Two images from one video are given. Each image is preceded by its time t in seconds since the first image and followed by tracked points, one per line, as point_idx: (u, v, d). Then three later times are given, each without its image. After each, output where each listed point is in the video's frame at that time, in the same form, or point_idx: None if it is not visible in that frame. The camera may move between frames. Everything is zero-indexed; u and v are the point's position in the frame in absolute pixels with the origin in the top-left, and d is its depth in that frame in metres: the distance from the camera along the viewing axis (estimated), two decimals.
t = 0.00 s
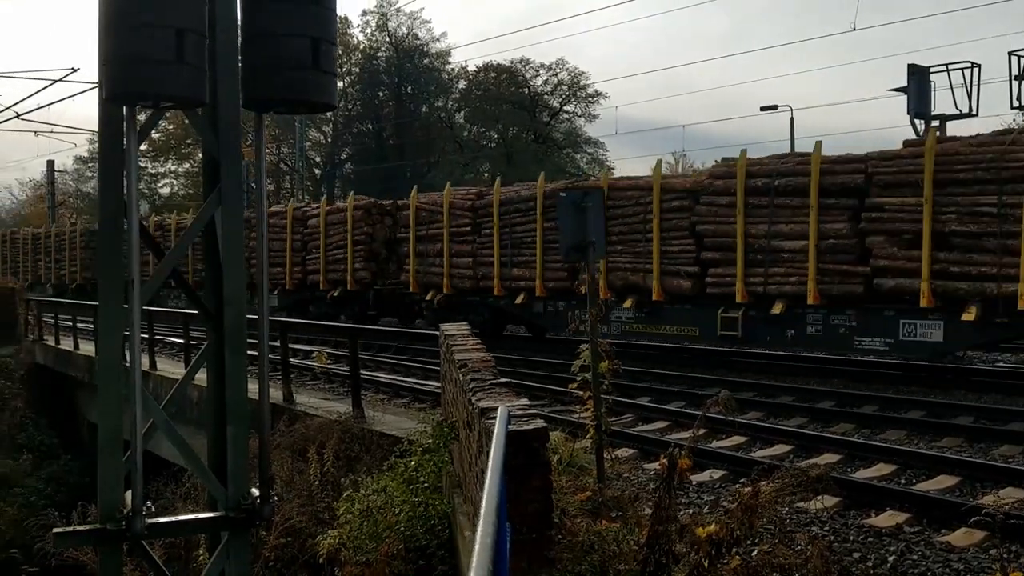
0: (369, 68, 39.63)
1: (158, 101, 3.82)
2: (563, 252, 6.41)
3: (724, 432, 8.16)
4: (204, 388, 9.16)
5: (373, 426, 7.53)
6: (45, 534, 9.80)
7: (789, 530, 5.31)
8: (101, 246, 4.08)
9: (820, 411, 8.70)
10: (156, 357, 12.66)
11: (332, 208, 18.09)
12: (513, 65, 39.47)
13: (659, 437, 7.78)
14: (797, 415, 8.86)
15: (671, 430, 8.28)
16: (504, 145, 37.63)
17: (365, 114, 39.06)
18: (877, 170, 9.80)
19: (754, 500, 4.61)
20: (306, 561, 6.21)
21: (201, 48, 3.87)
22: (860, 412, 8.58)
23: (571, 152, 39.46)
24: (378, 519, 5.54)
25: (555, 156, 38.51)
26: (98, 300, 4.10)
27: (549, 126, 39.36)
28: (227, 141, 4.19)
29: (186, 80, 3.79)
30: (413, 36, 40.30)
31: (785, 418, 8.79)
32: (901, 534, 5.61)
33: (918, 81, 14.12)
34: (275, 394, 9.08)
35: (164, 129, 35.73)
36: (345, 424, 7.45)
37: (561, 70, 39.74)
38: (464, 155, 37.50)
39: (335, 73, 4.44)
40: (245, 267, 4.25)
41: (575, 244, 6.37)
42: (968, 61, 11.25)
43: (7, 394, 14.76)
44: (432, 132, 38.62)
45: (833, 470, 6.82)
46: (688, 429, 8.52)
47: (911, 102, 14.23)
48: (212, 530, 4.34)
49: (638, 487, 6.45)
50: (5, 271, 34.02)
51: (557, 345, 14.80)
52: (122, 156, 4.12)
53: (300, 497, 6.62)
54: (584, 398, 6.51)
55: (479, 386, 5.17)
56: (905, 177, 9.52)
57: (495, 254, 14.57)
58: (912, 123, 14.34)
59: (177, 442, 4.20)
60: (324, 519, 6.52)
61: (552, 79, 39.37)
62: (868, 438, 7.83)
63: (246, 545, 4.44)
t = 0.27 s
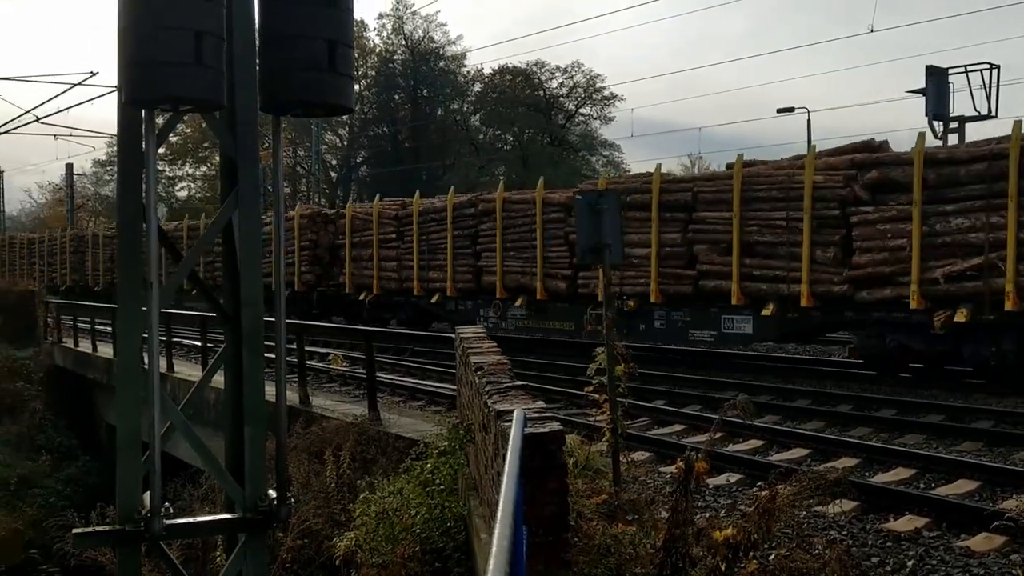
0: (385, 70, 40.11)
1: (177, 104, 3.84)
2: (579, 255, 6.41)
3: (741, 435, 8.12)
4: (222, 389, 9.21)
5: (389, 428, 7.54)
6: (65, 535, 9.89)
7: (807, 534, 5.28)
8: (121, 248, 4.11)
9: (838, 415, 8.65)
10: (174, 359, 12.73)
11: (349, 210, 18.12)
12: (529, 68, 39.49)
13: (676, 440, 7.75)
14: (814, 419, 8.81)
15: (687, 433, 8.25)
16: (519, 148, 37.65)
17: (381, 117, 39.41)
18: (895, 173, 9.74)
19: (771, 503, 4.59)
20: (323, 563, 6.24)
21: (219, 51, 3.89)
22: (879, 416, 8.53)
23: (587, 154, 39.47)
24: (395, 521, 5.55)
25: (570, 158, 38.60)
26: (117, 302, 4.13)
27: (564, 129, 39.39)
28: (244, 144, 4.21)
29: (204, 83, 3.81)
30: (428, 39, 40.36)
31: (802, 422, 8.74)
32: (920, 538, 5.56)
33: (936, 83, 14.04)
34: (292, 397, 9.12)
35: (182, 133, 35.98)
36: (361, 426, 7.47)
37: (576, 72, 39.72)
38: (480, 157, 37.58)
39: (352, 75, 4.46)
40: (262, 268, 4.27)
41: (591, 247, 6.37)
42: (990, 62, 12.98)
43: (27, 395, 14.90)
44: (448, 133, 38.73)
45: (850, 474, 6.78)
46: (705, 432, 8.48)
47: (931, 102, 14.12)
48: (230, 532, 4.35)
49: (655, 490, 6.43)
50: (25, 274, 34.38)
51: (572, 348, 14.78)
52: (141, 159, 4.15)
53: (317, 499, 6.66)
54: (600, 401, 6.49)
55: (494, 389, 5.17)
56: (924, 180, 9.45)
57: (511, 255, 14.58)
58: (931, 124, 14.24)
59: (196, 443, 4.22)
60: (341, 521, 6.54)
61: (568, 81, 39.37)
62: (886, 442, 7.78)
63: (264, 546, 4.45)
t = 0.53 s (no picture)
0: (399, 67, 39.82)
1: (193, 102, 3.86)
2: (594, 252, 6.39)
3: (756, 434, 8.10)
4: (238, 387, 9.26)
5: (404, 425, 7.56)
6: (81, 531, 9.95)
7: (823, 533, 5.26)
8: (137, 247, 4.13)
9: (853, 413, 8.61)
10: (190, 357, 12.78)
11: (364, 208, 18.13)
12: (543, 65, 39.44)
13: (691, 438, 7.74)
14: (830, 417, 8.77)
15: (702, 431, 8.23)
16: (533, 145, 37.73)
17: (394, 114, 39.11)
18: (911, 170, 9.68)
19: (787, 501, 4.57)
20: (338, 559, 6.27)
21: (235, 49, 3.90)
22: (895, 414, 8.48)
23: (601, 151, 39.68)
24: (409, 519, 5.57)
25: (584, 156, 38.63)
26: (134, 301, 4.15)
27: (578, 126, 39.46)
28: (259, 143, 4.23)
29: (221, 81, 3.82)
30: (442, 37, 40.34)
31: (818, 420, 8.70)
32: (936, 537, 5.53)
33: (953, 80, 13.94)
34: (307, 394, 9.15)
35: (197, 132, 36.13)
36: (376, 424, 7.49)
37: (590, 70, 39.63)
38: (494, 155, 37.61)
39: (367, 74, 4.47)
40: (277, 267, 4.28)
41: (606, 245, 6.36)
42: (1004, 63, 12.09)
43: (44, 392, 15.00)
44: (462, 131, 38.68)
45: (866, 472, 6.75)
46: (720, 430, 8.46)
47: (947, 100, 14.03)
48: (246, 528, 4.37)
49: (670, 488, 6.42)
50: (42, 272, 34.64)
51: (586, 346, 14.78)
52: (157, 158, 4.17)
53: (332, 496, 6.69)
54: (615, 399, 6.48)
55: (509, 387, 5.17)
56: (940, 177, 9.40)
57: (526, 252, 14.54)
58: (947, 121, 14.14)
59: (211, 440, 4.24)
60: (356, 518, 6.57)
61: (582, 79, 39.29)
62: (902, 441, 7.74)
63: (280, 543, 4.47)
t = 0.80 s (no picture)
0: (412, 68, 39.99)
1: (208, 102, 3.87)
2: (607, 252, 6.38)
3: (771, 435, 8.07)
4: (252, 388, 9.29)
5: (417, 426, 7.57)
6: (96, 530, 10.01)
7: (838, 534, 5.23)
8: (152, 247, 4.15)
9: (868, 413, 8.57)
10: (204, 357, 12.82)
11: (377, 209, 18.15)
12: (555, 65, 39.44)
13: (705, 439, 7.71)
14: (844, 418, 8.73)
15: (716, 432, 8.21)
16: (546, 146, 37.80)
17: (407, 115, 38.99)
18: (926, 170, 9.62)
19: (802, 502, 4.55)
20: (352, 559, 6.30)
21: (249, 50, 3.92)
22: (910, 415, 8.43)
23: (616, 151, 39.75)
24: (423, 519, 5.57)
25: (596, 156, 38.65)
26: (149, 300, 4.17)
27: (591, 126, 39.53)
28: (273, 143, 4.24)
29: (235, 81, 3.84)
30: (455, 38, 40.36)
31: (832, 421, 8.66)
32: (952, 539, 5.49)
33: (968, 79, 13.87)
34: (320, 394, 9.17)
35: (211, 133, 36.27)
36: (389, 424, 7.50)
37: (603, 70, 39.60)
38: (506, 156, 37.66)
39: (380, 75, 4.49)
40: (291, 267, 4.30)
41: (618, 245, 6.35)
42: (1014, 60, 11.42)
43: (59, 392, 15.09)
44: (476, 130, 38.92)
45: (881, 473, 6.70)
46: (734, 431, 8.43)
47: (963, 99, 13.94)
48: (260, 528, 4.38)
49: (684, 489, 6.40)
50: (57, 272, 34.85)
51: (599, 347, 14.76)
52: (172, 158, 4.18)
53: (346, 496, 6.70)
54: (629, 399, 6.46)
55: (522, 387, 5.17)
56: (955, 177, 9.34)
57: (539, 252, 14.53)
58: (963, 121, 14.05)
59: (226, 439, 4.26)
60: (369, 518, 6.58)
61: (594, 79, 39.29)
62: (918, 442, 7.69)
63: (294, 543, 4.48)
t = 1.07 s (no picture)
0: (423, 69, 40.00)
1: (221, 104, 3.89)
2: (618, 253, 6.37)
3: (782, 436, 8.05)
4: (264, 389, 9.33)
5: (429, 427, 7.58)
6: (109, 530, 10.07)
7: (851, 536, 5.22)
8: (165, 249, 4.17)
9: (880, 415, 8.53)
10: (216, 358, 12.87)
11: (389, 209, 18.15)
12: (566, 66, 39.44)
13: (717, 441, 7.69)
14: (857, 419, 8.70)
15: (728, 434, 8.19)
16: (557, 147, 37.78)
17: (418, 117, 38.94)
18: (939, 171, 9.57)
19: (815, 504, 4.53)
20: (364, 560, 6.33)
21: (262, 53, 3.93)
22: (923, 416, 8.38)
23: (625, 153, 39.69)
24: (435, 519, 5.59)
25: (607, 157, 38.66)
26: (162, 302, 4.19)
27: (601, 128, 39.38)
28: (286, 145, 4.26)
29: (248, 84, 3.85)
30: (466, 39, 40.36)
31: (845, 423, 8.63)
32: (965, 541, 5.46)
33: (982, 79, 13.80)
34: (332, 395, 9.20)
35: (223, 135, 36.41)
36: (401, 425, 7.51)
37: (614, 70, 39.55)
38: (517, 157, 37.69)
39: (392, 76, 4.49)
40: (304, 268, 4.31)
41: (630, 245, 6.33)
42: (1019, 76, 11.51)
43: (73, 393, 15.19)
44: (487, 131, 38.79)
45: (895, 475, 6.68)
46: (745, 433, 8.41)
47: (976, 100, 13.86)
48: (273, 528, 4.40)
49: (695, 491, 6.39)
50: (71, 274, 35.10)
51: (610, 348, 14.75)
52: (185, 160, 4.21)
53: (358, 497, 6.73)
54: (640, 401, 6.44)
55: (534, 388, 5.17)
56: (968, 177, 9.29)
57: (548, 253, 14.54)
58: (976, 121, 13.96)
59: (239, 440, 4.27)
60: (381, 519, 6.60)
61: (605, 79, 39.25)
62: (930, 444, 7.65)
63: (307, 544, 4.49)
